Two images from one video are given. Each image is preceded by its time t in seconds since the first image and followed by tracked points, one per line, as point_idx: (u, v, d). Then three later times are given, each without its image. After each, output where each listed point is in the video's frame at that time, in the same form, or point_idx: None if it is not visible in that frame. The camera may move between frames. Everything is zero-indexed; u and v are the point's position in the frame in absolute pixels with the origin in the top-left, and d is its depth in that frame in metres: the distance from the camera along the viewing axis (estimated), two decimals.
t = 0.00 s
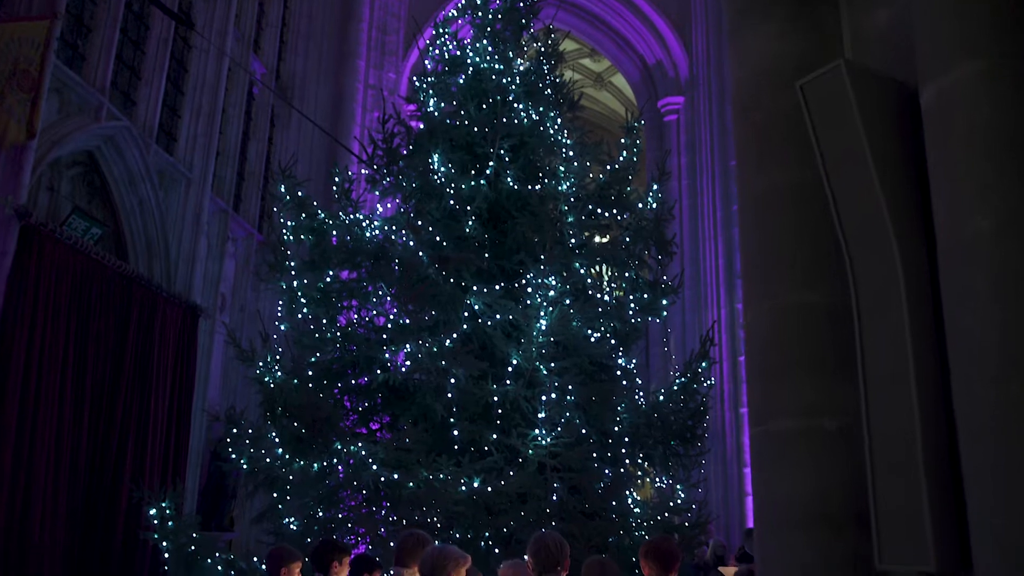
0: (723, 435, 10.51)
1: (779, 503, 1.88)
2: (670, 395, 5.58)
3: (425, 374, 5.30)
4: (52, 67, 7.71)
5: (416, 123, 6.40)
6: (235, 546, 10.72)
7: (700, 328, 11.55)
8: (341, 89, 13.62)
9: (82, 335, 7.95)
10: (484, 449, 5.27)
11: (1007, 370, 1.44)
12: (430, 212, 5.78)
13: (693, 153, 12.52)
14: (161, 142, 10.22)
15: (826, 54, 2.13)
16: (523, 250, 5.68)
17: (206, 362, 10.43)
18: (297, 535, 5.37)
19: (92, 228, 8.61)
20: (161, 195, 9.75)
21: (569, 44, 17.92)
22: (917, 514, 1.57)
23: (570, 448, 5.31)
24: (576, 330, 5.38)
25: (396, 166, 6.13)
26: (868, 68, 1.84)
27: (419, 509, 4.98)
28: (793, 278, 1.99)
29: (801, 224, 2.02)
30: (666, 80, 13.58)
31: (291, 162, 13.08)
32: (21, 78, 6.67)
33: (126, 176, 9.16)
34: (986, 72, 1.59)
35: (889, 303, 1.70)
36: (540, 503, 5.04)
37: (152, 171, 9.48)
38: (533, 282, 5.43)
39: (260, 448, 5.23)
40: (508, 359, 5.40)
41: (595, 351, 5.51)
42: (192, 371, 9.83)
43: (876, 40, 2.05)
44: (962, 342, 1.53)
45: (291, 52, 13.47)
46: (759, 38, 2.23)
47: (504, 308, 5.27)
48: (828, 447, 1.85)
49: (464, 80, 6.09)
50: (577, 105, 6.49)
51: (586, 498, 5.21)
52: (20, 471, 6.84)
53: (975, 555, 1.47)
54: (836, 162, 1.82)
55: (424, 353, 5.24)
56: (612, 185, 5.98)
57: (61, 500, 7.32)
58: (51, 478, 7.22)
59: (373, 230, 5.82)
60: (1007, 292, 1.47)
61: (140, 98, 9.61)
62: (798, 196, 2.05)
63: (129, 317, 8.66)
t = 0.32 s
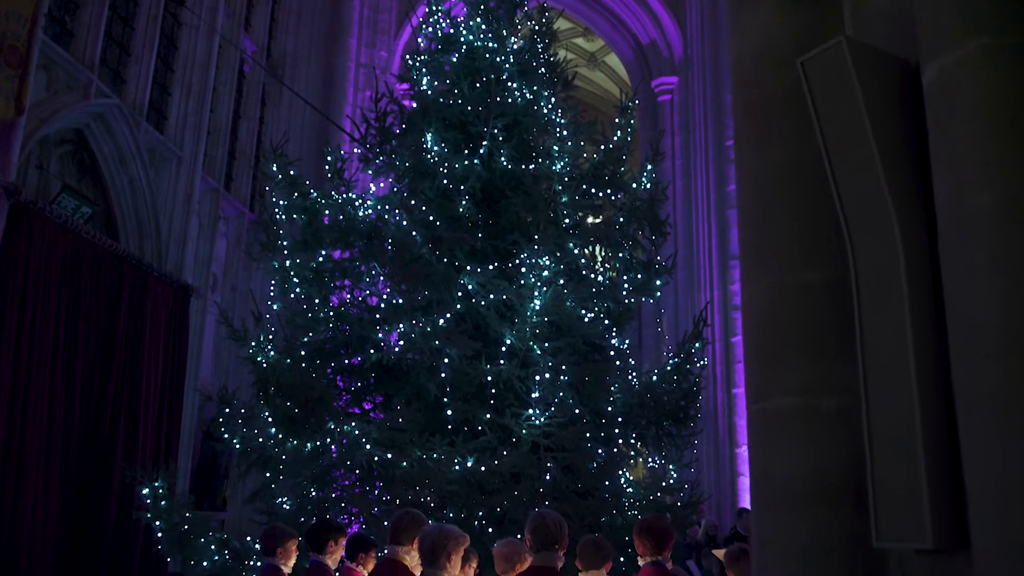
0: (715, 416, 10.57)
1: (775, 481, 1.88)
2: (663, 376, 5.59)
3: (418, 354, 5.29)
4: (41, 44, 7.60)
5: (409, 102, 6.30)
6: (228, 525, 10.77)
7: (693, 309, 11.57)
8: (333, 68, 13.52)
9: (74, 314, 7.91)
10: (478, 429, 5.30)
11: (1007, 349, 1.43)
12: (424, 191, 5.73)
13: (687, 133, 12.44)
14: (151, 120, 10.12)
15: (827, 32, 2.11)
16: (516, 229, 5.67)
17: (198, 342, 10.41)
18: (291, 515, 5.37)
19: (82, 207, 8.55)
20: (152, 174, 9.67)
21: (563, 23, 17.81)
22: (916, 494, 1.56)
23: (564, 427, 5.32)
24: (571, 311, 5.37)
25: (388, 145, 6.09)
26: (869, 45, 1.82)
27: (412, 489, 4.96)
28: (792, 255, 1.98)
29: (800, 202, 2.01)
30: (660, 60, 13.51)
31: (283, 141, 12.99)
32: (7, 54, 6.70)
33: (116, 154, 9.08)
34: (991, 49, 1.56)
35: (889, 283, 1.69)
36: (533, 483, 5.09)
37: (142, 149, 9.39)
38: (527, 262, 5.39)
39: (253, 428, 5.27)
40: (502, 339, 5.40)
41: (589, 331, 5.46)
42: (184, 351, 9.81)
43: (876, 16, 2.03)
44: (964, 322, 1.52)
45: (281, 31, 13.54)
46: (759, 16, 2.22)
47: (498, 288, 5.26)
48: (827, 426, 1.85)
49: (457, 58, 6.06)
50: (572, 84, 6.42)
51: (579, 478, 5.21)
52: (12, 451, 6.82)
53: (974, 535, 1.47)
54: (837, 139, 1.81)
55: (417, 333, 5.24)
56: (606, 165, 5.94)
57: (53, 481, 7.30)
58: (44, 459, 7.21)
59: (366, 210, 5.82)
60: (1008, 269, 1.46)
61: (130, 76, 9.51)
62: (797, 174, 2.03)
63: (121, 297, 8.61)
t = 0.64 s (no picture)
0: (718, 400, 10.62)
1: (785, 461, 1.88)
2: (667, 359, 5.58)
3: (422, 337, 5.32)
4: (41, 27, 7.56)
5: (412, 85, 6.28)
6: (233, 509, 10.83)
7: (696, 292, 11.54)
8: (335, 50, 13.46)
9: (77, 299, 7.92)
10: (482, 412, 5.28)
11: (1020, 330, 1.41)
12: (427, 173, 5.68)
13: (691, 116, 12.39)
14: (152, 104, 10.08)
15: (839, 9, 2.08)
16: (520, 212, 5.65)
17: (201, 327, 10.42)
18: (296, 498, 5.40)
19: (84, 191, 8.56)
20: (154, 158, 9.65)
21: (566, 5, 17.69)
22: (927, 473, 1.56)
23: (568, 411, 5.31)
24: (576, 294, 5.36)
25: (391, 128, 6.09)
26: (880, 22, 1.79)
27: (417, 472, 4.93)
28: (803, 235, 1.97)
29: (811, 182, 1.99)
30: (664, 42, 13.42)
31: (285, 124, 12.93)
32: (9, 36, 6.74)
33: (118, 139, 9.05)
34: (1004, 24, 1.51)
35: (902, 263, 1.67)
36: (538, 465, 5.08)
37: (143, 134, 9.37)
38: (531, 245, 5.39)
39: (258, 412, 5.30)
40: (506, 322, 5.38)
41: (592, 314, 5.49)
42: (187, 335, 9.82)
43: None
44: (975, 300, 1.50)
45: (284, 13, 13.09)
46: None
47: (503, 272, 5.26)
48: (837, 407, 1.84)
49: (460, 40, 5.98)
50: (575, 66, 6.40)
51: (584, 461, 5.21)
52: (18, 436, 6.83)
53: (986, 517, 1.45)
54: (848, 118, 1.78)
55: (421, 316, 5.25)
56: (610, 148, 5.90)
57: (58, 466, 7.32)
58: (48, 444, 7.23)
59: (370, 193, 5.81)
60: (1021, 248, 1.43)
61: (131, 60, 9.45)
62: (808, 154, 2.01)
63: (124, 280, 8.61)
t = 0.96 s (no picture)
0: (719, 383, 10.61)
1: (790, 444, 1.88)
2: (668, 343, 5.61)
3: (423, 321, 5.26)
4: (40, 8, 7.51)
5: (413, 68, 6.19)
6: (233, 492, 10.88)
7: (697, 277, 11.54)
8: (335, 33, 13.40)
9: (77, 281, 7.91)
10: (484, 395, 5.31)
11: None
12: (428, 156, 5.68)
13: (693, 100, 12.29)
14: (152, 86, 10.03)
15: None
16: (522, 196, 5.65)
17: (201, 311, 10.41)
18: (296, 481, 5.42)
19: (85, 173, 8.55)
20: (154, 140, 9.62)
21: None
22: (934, 453, 1.56)
23: (570, 395, 5.31)
24: (576, 278, 5.34)
25: (392, 111, 6.03)
26: (889, 3, 1.76)
27: (418, 455, 4.95)
28: (809, 217, 1.96)
29: (818, 164, 1.98)
30: (665, 24, 13.30)
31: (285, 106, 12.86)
32: (7, 18, 6.71)
33: (117, 120, 9.02)
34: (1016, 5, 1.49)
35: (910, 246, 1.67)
36: (539, 449, 5.11)
37: (144, 116, 9.34)
38: (533, 229, 5.36)
39: (259, 395, 5.31)
40: (507, 305, 5.41)
41: (594, 298, 5.49)
42: (188, 319, 9.82)
43: None
44: (983, 281, 1.50)
45: None
46: None
47: (504, 255, 5.26)
48: (843, 390, 1.84)
49: (462, 23, 5.95)
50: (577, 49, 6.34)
51: (584, 445, 5.22)
52: (19, 419, 6.85)
53: (993, 502, 1.45)
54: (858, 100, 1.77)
55: (423, 300, 5.17)
56: (612, 131, 5.92)
57: (58, 449, 7.33)
58: (49, 427, 7.23)
59: (370, 175, 5.74)
60: None
61: (130, 41, 9.39)
62: (815, 136, 2.00)
63: (124, 262, 8.59)
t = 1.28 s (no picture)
0: (722, 369, 10.56)
1: (798, 428, 1.88)
2: (672, 328, 5.58)
3: (427, 307, 5.23)
4: None
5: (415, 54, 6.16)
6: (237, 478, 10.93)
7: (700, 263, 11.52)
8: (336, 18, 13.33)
9: (80, 268, 7.90)
10: (488, 381, 5.30)
11: None
12: (431, 142, 5.62)
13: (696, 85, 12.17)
14: (153, 72, 9.99)
15: None
16: (526, 181, 5.63)
17: (204, 298, 10.41)
18: (300, 467, 5.44)
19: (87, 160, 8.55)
20: (155, 127, 9.59)
21: None
22: (946, 438, 1.56)
23: (574, 381, 5.32)
24: (581, 264, 5.34)
25: (394, 97, 5.97)
26: None
27: (421, 441, 4.97)
28: (818, 200, 1.94)
29: (827, 148, 1.96)
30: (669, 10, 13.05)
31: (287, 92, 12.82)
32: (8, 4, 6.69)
33: (118, 106, 9.00)
34: None
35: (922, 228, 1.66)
36: (543, 434, 5.09)
37: (145, 103, 9.31)
38: (537, 215, 5.34)
39: (262, 381, 5.35)
40: (512, 292, 5.36)
41: (599, 285, 5.42)
42: (191, 306, 9.82)
43: None
44: (995, 263, 1.49)
45: None
46: None
47: (507, 241, 5.25)
48: (852, 374, 1.83)
49: (464, 8, 5.89)
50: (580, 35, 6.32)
51: (588, 431, 5.23)
52: (22, 407, 6.86)
53: (1005, 484, 1.45)
54: (869, 81, 1.75)
55: (427, 286, 5.13)
56: (615, 117, 5.88)
57: (63, 436, 7.35)
58: (53, 415, 7.24)
59: (373, 161, 5.69)
60: None
61: (131, 27, 9.35)
62: (824, 119, 1.98)
63: (126, 249, 8.57)
